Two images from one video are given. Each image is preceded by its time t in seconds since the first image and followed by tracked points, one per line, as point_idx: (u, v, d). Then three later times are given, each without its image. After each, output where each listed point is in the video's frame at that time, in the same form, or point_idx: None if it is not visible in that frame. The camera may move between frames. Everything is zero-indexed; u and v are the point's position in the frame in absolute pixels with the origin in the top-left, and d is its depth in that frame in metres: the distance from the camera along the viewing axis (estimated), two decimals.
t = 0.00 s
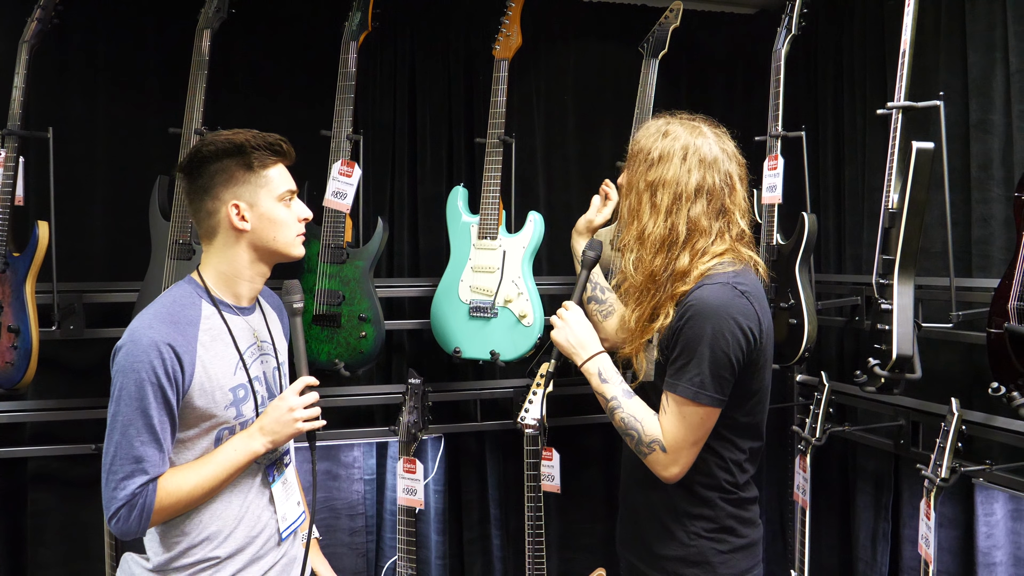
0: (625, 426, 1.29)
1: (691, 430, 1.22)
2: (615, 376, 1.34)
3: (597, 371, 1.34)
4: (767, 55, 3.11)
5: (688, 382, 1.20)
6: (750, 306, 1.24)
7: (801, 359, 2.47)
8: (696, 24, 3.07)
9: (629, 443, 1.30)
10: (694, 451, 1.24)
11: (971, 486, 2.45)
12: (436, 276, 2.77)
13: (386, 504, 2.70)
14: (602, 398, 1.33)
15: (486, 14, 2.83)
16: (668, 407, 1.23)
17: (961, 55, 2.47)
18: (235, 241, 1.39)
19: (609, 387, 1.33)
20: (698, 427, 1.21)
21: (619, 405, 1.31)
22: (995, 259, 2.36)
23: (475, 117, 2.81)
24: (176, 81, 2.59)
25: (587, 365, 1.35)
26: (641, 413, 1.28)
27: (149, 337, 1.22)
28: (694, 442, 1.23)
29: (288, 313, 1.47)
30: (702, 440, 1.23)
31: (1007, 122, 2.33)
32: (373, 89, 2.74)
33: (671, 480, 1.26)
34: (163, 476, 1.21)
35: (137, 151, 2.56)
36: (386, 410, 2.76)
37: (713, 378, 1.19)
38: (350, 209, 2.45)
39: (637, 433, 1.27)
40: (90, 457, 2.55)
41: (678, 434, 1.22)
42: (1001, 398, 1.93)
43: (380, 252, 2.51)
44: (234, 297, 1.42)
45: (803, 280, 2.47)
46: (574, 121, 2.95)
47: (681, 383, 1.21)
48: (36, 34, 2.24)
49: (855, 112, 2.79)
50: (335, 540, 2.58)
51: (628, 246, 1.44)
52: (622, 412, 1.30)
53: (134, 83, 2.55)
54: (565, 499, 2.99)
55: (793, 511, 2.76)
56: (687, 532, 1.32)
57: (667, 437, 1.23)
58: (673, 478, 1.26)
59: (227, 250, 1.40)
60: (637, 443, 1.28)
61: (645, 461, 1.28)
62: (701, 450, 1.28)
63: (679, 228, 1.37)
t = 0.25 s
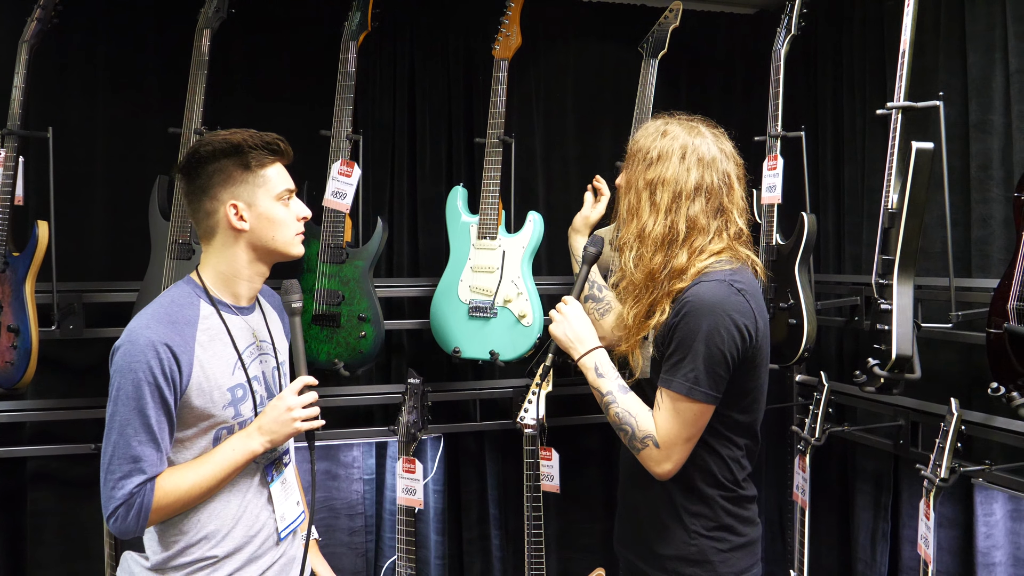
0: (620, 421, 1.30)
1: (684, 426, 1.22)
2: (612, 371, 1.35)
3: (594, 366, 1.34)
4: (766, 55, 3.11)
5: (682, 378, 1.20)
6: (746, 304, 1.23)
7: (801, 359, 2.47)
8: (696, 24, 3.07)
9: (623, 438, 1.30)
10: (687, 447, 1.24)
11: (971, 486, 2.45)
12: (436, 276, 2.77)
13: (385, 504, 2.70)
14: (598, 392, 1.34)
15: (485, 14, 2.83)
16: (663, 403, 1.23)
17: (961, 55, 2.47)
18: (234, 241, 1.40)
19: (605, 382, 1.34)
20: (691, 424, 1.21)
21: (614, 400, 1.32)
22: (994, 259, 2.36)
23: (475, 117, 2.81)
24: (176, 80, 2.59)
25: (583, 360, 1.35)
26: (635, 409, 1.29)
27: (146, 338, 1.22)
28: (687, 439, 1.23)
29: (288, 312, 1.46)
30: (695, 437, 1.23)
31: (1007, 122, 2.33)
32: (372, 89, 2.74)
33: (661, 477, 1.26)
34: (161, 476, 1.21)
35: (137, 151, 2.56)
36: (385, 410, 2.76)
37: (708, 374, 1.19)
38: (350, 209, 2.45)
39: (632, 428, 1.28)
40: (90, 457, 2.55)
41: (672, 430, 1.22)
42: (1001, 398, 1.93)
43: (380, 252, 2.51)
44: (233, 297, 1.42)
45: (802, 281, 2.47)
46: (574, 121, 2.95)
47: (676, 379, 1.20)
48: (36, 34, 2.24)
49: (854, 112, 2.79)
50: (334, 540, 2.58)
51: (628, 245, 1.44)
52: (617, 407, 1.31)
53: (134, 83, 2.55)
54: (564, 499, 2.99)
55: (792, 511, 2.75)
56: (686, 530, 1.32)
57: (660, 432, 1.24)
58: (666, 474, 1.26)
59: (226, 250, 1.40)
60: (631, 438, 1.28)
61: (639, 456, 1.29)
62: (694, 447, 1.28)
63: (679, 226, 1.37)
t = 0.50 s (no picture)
0: (655, 427, 1.28)
1: (721, 418, 1.25)
2: (632, 379, 1.34)
3: (615, 377, 1.33)
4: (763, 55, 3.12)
5: (720, 371, 1.23)
6: (758, 295, 1.32)
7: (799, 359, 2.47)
8: (694, 25, 3.08)
9: (660, 445, 1.28)
10: (725, 438, 1.27)
11: (969, 485, 2.45)
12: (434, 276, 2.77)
13: (384, 504, 2.69)
14: (624, 403, 1.31)
15: (483, 15, 2.83)
16: (698, 399, 1.26)
17: (958, 55, 2.47)
18: (232, 241, 1.40)
19: (629, 391, 1.32)
20: (728, 414, 1.26)
21: (643, 407, 1.30)
22: (992, 259, 2.36)
23: (473, 117, 2.81)
24: (174, 81, 2.59)
25: (600, 373, 1.34)
26: (669, 412, 1.28)
27: (141, 338, 1.22)
28: (724, 430, 1.27)
29: (285, 313, 1.46)
30: (730, 426, 1.27)
31: (1004, 121, 2.33)
32: (370, 89, 2.74)
33: (704, 473, 1.28)
34: (156, 476, 1.21)
35: (135, 152, 2.56)
36: (384, 410, 2.76)
37: (740, 363, 1.25)
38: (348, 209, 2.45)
39: (671, 431, 1.26)
40: (88, 458, 2.55)
41: (713, 423, 1.25)
42: (998, 398, 1.93)
43: (378, 252, 2.51)
44: (231, 297, 1.42)
45: (800, 280, 2.48)
46: (572, 122, 2.95)
47: (712, 372, 1.24)
48: (33, 34, 2.24)
49: (852, 112, 2.80)
50: (333, 541, 2.58)
51: (646, 244, 1.43)
52: (648, 414, 1.29)
53: (132, 84, 2.55)
54: (563, 499, 3.00)
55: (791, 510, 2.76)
56: (701, 524, 1.34)
57: (702, 429, 1.25)
58: (708, 470, 1.28)
59: (223, 250, 1.40)
60: (670, 442, 1.27)
61: (679, 460, 1.28)
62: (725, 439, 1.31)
63: (689, 223, 1.42)
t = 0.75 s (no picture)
0: (709, 418, 1.34)
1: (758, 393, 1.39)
2: (673, 378, 1.37)
3: (660, 379, 1.34)
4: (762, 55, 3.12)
5: (756, 348, 1.37)
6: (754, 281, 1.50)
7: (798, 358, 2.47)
8: (693, 24, 3.08)
9: (714, 434, 1.35)
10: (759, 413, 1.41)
11: (967, 484, 2.46)
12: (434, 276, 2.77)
13: (384, 504, 2.69)
14: (675, 402, 1.34)
15: (482, 15, 2.84)
16: (738, 380, 1.37)
17: (956, 55, 2.48)
18: (229, 242, 1.40)
19: (676, 390, 1.35)
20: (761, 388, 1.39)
21: (694, 402, 1.34)
22: (990, 258, 2.36)
23: (472, 117, 2.82)
24: (173, 81, 2.59)
25: (645, 378, 1.34)
26: (716, 401, 1.35)
27: (138, 338, 1.22)
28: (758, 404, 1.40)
29: (281, 313, 1.43)
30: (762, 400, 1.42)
31: (1002, 121, 2.33)
32: (369, 89, 2.74)
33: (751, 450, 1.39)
34: (153, 476, 1.21)
35: (134, 152, 2.56)
36: (383, 409, 2.76)
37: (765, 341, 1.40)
38: (347, 209, 2.45)
39: (726, 419, 1.34)
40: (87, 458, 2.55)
41: (756, 400, 1.37)
42: (996, 397, 1.92)
43: (377, 252, 2.51)
44: (228, 297, 1.43)
45: (799, 279, 2.48)
46: (571, 122, 2.96)
47: (749, 350, 1.36)
48: (32, 34, 2.24)
49: (850, 112, 2.80)
50: (333, 540, 2.58)
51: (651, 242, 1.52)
52: (700, 407, 1.34)
53: (131, 84, 2.55)
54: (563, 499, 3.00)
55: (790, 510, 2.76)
56: (732, 510, 1.42)
57: (750, 408, 1.36)
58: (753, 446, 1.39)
59: (221, 250, 1.40)
60: (726, 428, 1.34)
61: (731, 443, 1.37)
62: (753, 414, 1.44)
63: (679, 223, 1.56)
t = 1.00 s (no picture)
0: (727, 412, 1.38)
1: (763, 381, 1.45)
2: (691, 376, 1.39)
3: (682, 380, 1.36)
4: (760, 54, 3.13)
5: (762, 337, 1.42)
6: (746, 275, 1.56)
7: (797, 356, 2.48)
8: (691, 24, 3.09)
9: (732, 426, 1.39)
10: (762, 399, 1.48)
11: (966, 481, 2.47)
12: (433, 275, 2.77)
13: (384, 503, 2.69)
14: (698, 402, 1.36)
15: (482, 14, 2.84)
16: (746, 370, 1.43)
17: (954, 54, 2.49)
18: (225, 242, 1.40)
19: (697, 388, 1.37)
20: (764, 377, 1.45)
21: (714, 399, 1.37)
22: (988, 256, 2.37)
23: (471, 116, 2.82)
24: (172, 80, 2.59)
25: (672, 381, 1.35)
26: (732, 395, 1.39)
27: (134, 338, 1.22)
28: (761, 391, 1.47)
29: (278, 312, 1.44)
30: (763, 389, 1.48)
31: (999, 119, 2.34)
32: (369, 88, 2.74)
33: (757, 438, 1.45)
34: (150, 476, 1.21)
35: (133, 152, 2.56)
36: (383, 409, 2.76)
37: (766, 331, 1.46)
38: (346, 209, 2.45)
39: (742, 411, 1.38)
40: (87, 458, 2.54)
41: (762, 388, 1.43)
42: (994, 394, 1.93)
43: (377, 252, 2.51)
44: (224, 297, 1.43)
45: (798, 278, 2.48)
46: (570, 121, 2.96)
47: (756, 340, 1.41)
48: (30, 34, 2.24)
49: (849, 111, 2.81)
50: (333, 540, 2.58)
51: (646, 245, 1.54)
52: (721, 404, 1.37)
53: (129, 84, 2.55)
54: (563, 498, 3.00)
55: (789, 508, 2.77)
56: (740, 496, 1.46)
57: (759, 396, 1.42)
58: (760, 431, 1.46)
59: (217, 251, 1.41)
60: (743, 419, 1.39)
61: (744, 432, 1.42)
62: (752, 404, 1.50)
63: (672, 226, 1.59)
